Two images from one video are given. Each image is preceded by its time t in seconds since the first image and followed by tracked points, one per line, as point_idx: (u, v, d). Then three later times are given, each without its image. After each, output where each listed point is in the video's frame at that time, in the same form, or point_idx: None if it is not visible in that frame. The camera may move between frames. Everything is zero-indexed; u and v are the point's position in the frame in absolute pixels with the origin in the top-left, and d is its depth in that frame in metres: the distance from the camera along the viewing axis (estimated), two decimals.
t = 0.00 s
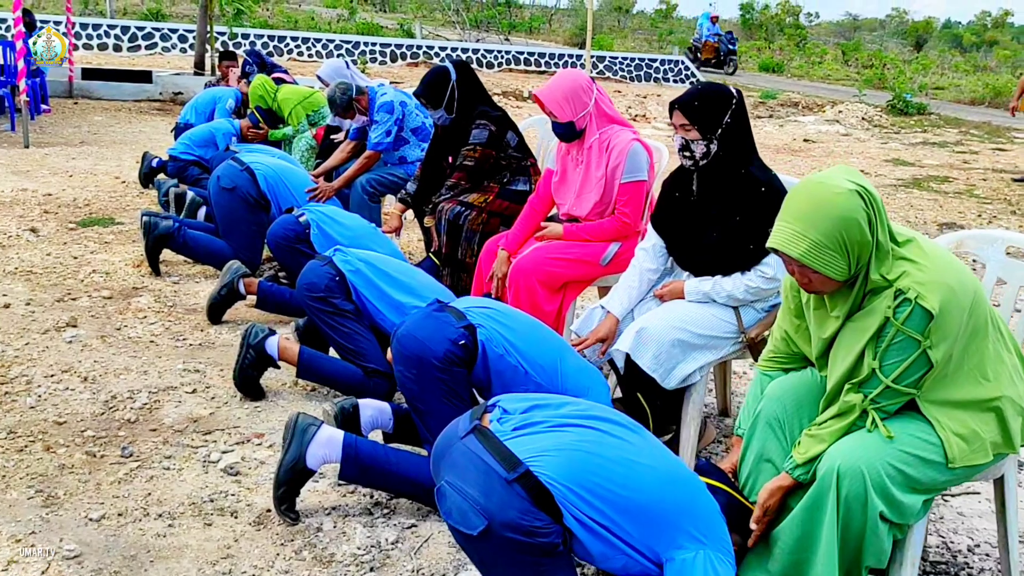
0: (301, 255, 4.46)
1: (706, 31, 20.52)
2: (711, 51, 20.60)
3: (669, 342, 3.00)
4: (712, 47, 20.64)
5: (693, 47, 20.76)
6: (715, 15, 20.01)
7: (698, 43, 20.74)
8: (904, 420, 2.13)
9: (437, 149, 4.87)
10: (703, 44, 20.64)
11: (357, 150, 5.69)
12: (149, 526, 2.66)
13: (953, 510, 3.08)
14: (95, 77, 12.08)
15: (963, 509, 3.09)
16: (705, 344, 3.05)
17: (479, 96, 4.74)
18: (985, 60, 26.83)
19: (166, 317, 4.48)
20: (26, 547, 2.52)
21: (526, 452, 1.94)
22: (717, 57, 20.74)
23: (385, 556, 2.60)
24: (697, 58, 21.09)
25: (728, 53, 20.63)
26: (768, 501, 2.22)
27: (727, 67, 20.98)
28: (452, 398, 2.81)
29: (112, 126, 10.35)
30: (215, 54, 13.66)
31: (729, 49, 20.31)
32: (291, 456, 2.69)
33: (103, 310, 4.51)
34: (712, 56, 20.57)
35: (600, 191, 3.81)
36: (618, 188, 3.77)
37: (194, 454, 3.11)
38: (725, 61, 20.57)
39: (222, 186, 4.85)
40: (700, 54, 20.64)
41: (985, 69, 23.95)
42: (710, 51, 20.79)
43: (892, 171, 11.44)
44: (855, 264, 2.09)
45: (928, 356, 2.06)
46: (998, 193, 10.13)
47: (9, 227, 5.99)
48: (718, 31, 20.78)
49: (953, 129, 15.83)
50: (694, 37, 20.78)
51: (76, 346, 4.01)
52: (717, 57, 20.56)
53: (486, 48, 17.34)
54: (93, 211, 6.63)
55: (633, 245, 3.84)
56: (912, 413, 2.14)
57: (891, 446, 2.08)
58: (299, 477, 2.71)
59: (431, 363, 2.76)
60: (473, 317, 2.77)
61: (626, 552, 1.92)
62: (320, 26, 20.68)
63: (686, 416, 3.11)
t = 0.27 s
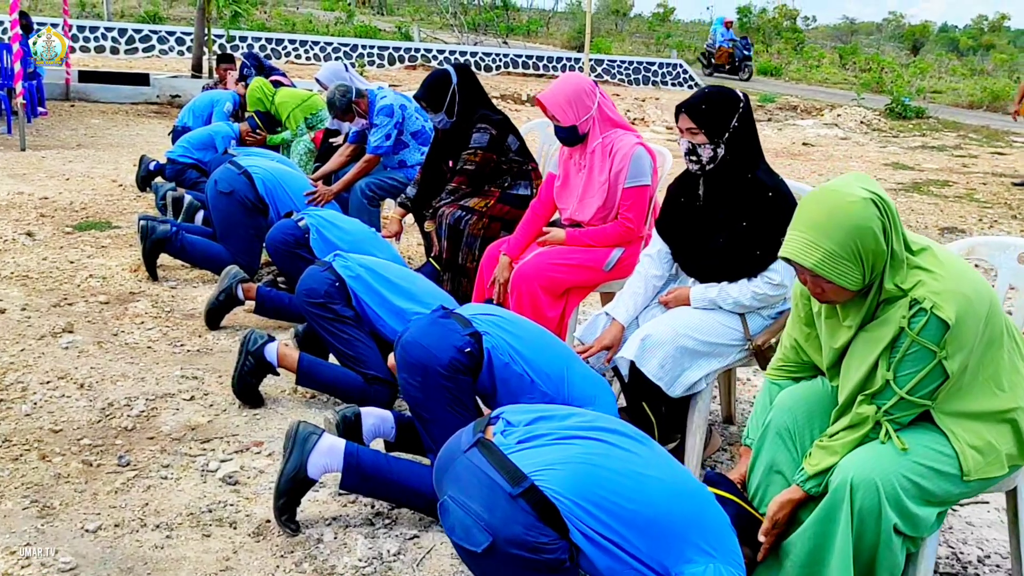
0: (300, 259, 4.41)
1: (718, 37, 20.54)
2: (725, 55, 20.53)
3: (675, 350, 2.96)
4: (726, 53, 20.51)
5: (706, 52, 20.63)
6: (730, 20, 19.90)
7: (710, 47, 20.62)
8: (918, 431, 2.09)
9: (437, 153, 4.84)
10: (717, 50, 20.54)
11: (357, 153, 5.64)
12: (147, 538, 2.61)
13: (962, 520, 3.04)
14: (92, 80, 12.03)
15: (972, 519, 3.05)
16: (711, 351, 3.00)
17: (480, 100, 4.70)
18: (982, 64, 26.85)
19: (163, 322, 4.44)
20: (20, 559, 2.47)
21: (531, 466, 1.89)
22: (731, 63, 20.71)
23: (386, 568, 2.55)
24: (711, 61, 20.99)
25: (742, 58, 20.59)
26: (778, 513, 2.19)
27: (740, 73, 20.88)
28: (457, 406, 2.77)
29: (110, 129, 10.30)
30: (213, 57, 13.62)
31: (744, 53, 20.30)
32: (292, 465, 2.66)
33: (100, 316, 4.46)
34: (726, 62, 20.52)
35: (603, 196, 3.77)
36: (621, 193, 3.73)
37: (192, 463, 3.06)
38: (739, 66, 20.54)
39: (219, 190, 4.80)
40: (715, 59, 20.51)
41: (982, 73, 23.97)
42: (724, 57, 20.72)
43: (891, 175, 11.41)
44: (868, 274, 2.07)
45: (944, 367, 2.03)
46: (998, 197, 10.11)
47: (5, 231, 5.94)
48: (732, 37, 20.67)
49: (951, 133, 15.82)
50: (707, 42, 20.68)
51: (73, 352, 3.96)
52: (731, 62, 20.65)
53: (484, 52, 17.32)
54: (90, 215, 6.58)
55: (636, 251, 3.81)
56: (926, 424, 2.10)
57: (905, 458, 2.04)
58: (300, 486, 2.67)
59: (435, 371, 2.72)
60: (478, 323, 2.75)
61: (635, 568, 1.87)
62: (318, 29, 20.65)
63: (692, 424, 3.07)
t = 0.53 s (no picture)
0: (302, 264, 4.36)
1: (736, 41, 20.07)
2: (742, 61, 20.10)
3: (684, 357, 2.91)
4: (742, 57, 20.03)
5: (722, 57, 20.27)
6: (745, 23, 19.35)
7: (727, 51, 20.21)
8: (938, 442, 2.05)
9: (439, 157, 4.79)
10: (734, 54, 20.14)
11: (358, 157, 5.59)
12: (147, 550, 2.56)
13: (975, 531, 2.99)
14: (90, 82, 11.98)
15: (985, 530, 3.00)
16: (720, 359, 2.96)
17: (483, 103, 4.66)
18: (981, 67, 26.85)
19: (162, 327, 4.39)
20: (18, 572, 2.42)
21: (543, 480, 1.84)
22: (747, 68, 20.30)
23: None
24: (728, 65, 20.60)
25: (758, 63, 20.15)
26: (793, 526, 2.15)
27: (757, 78, 20.47)
28: (464, 415, 2.72)
29: (108, 132, 10.25)
30: (211, 60, 13.58)
31: (759, 57, 19.81)
32: (296, 475, 2.62)
33: (98, 321, 4.41)
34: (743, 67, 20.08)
35: (608, 200, 3.72)
36: (627, 197, 3.68)
37: (193, 472, 3.01)
38: (755, 72, 20.06)
39: (219, 194, 4.74)
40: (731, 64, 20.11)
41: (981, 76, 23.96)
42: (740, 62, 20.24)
43: (893, 178, 11.37)
44: (888, 283, 2.03)
45: (965, 378, 1.99)
46: (1000, 201, 10.07)
47: (3, 234, 5.89)
48: (748, 41, 20.27)
49: (951, 137, 15.79)
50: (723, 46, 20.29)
51: (71, 358, 3.91)
52: (747, 66, 20.19)
53: (483, 54, 17.28)
54: (89, 218, 6.53)
55: (642, 255, 3.77)
56: (946, 436, 2.07)
57: (925, 471, 2.01)
58: (304, 496, 2.63)
59: (443, 379, 2.68)
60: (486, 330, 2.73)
61: None
62: (316, 31, 20.60)
63: (701, 433, 3.02)
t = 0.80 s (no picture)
0: (304, 269, 4.31)
1: (754, 45, 19.49)
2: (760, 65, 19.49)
3: (695, 366, 2.86)
4: (762, 63, 19.47)
5: (739, 62, 19.73)
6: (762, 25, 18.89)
7: (745, 56, 19.76)
8: (963, 457, 2.01)
9: (442, 161, 4.74)
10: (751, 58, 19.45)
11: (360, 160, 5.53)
12: (149, 565, 2.51)
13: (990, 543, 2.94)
14: (89, 84, 11.92)
15: (1001, 542, 2.95)
16: (732, 368, 2.90)
17: (487, 107, 4.59)
18: (980, 70, 26.83)
19: (163, 333, 4.33)
20: None
21: (561, 497, 1.78)
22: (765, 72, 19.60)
23: None
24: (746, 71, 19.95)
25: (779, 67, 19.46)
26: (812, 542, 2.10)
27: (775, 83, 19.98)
28: (473, 426, 2.67)
29: (107, 134, 10.19)
30: (210, 62, 13.52)
31: (779, 62, 19.04)
32: (301, 487, 2.57)
33: (98, 327, 4.35)
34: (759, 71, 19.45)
35: (616, 205, 3.67)
36: (635, 202, 3.62)
37: (194, 483, 2.95)
38: (772, 77, 19.42)
39: (220, 198, 4.66)
40: (749, 69, 19.52)
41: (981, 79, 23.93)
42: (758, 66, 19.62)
43: (895, 182, 11.33)
44: (914, 293, 2.00)
45: (992, 392, 1.96)
46: (1003, 205, 10.02)
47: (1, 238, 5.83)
48: (767, 43, 19.60)
49: (952, 140, 15.75)
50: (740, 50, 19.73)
51: (70, 365, 3.85)
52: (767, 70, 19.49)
53: (483, 57, 17.23)
54: (88, 222, 6.47)
55: (650, 261, 3.72)
56: (971, 451, 2.02)
57: (950, 486, 1.96)
58: (310, 509, 2.58)
59: (452, 389, 2.63)
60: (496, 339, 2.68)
61: None
62: (315, 33, 20.55)
63: (712, 443, 2.98)
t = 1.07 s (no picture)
0: (307, 274, 4.25)
1: (771, 49, 19.12)
2: (777, 70, 19.09)
3: (707, 374, 2.81)
4: (778, 66, 19.15)
5: (756, 67, 19.30)
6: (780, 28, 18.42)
7: (762, 59, 19.28)
8: (988, 471, 1.95)
9: (446, 164, 4.69)
10: (769, 63, 19.06)
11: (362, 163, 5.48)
12: None
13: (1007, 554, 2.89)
14: (88, 86, 11.86)
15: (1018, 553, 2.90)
16: (744, 376, 2.85)
17: (491, 109, 4.54)
18: (980, 72, 26.79)
19: (163, 338, 4.28)
20: None
21: (577, 514, 1.72)
22: (783, 77, 19.18)
23: None
24: (764, 76, 19.49)
25: (797, 71, 19.03)
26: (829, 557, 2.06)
27: (795, 89, 19.53)
28: (481, 436, 2.62)
29: (106, 136, 10.13)
30: (209, 63, 13.47)
31: (798, 66, 18.71)
32: (306, 498, 2.53)
33: (97, 332, 4.30)
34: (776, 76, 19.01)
35: (624, 210, 3.61)
36: (643, 206, 3.57)
37: (195, 493, 2.90)
38: (790, 81, 19.04)
39: (221, 201, 4.62)
40: (766, 74, 19.15)
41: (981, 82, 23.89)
42: (776, 71, 19.22)
43: (898, 184, 11.27)
44: (937, 302, 1.97)
45: (1017, 404, 1.91)
46: (1008, 207, 9.96)
47: None
48: (785, 47, 19.30)
49: (953, 142, 15.70)
50: (756, 54, 19.29)
51: (69, 372, 3.79)
52: (784, 74, 19.03)
53: (483, 59, 17.19)
54: (87, 225, 6.41)
55: (657, 266, 3.66)
56: (995, 465, 1.97)
57: (974, 500, 1.91)
58: (314, 520, 2.54)
59: (460, 397, 2.58)
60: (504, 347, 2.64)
61: None
62: (314, 35, 20.51)
63: (722, 453, 2.93)
